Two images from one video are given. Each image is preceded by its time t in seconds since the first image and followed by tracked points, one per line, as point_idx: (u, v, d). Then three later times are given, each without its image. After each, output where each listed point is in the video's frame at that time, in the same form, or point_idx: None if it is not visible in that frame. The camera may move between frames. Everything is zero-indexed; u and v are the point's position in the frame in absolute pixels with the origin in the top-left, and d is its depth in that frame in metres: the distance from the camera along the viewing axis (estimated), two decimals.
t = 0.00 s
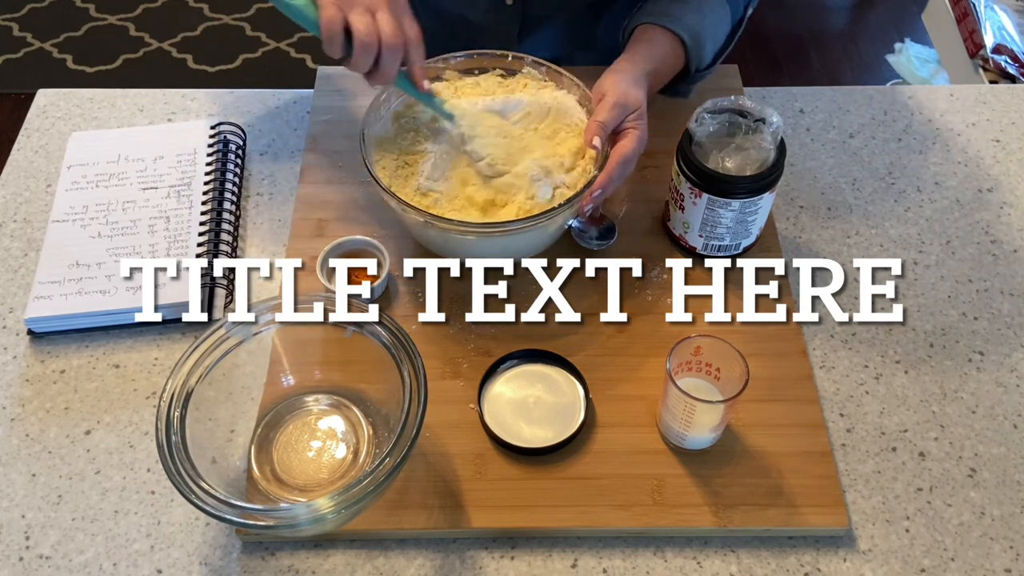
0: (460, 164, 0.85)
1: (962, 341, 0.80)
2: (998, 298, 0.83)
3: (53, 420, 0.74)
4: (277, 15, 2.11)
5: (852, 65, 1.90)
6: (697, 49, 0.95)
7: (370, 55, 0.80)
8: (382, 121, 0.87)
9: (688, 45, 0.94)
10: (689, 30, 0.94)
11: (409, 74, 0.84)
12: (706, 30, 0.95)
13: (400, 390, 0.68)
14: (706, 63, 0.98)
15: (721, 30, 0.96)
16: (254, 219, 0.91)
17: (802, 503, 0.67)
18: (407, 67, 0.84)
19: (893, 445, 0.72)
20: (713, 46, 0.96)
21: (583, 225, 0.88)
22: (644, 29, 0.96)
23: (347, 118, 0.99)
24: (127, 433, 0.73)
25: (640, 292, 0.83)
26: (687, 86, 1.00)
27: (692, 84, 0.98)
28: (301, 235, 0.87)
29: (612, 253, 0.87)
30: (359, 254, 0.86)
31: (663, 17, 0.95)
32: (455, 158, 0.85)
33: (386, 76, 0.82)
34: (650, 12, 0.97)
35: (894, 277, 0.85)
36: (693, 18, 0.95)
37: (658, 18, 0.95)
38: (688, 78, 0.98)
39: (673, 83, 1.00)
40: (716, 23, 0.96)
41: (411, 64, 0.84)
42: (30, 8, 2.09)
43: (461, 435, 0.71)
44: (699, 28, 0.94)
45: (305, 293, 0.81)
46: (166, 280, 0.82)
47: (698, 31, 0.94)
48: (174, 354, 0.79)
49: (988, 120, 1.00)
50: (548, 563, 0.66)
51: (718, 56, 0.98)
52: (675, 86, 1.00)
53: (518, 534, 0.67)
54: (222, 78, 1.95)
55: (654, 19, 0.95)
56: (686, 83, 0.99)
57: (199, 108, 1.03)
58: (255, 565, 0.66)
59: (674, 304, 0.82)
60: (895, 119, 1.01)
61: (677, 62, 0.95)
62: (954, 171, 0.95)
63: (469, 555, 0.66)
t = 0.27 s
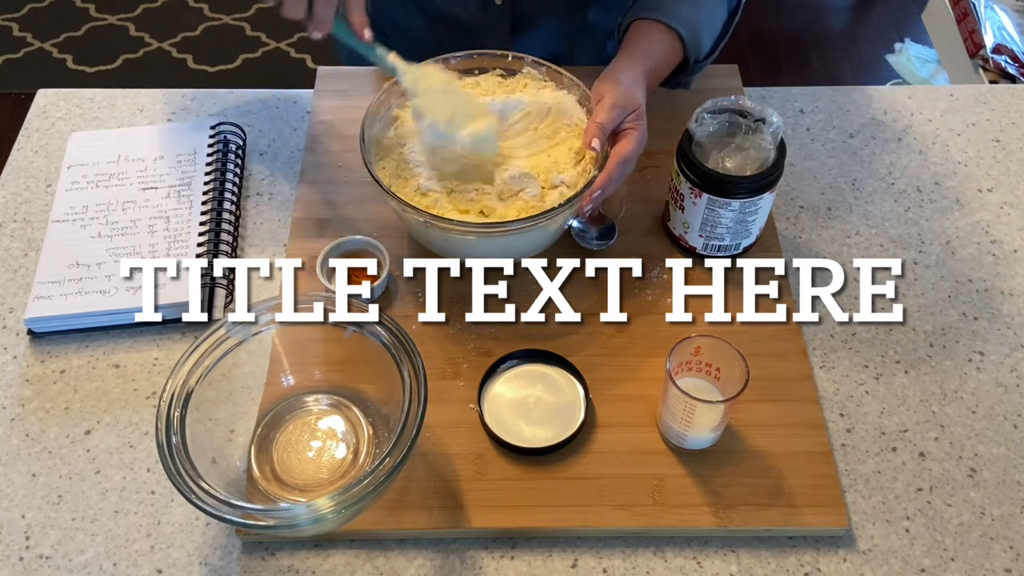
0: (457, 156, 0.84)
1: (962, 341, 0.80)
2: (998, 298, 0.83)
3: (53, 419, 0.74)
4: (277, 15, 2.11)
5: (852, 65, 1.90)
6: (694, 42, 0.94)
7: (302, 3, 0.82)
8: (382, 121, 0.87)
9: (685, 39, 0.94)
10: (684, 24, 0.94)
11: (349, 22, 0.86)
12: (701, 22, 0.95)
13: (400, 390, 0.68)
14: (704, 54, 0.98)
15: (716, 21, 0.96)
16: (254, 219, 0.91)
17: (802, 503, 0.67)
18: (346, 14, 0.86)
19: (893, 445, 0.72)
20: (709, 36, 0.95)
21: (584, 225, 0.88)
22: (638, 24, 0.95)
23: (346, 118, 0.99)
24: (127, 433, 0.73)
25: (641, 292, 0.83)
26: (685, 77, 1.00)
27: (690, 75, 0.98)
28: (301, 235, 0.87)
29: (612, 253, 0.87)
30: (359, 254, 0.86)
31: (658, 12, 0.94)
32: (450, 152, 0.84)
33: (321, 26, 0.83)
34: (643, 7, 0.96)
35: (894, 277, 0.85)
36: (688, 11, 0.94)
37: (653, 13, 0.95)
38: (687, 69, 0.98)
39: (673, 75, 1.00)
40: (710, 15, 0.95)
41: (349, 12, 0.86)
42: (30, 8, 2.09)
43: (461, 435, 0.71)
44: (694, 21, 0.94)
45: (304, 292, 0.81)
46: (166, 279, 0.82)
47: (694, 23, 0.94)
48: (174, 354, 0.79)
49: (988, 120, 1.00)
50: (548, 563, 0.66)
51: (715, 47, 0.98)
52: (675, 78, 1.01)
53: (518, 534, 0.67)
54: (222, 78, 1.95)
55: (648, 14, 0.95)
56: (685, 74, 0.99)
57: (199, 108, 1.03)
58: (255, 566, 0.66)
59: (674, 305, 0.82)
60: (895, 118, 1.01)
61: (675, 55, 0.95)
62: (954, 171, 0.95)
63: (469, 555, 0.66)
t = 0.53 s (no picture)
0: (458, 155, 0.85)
1: (962, 341, 0.80)
2: (998, 298, 0.83)
3: (53, 419, 0.74)
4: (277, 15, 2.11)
5: (852, 65, 1.90)
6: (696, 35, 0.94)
7: (385, 64, 0.76)
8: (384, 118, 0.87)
9: (686, 34, 0.93)
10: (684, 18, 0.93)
11: (421, 73, 0.80)
12: (701, 15, 0.94)
13: (400, 390, 0.68)
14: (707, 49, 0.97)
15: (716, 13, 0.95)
16: (254, 219, 0.91)
17: (802, 503, 0.67)
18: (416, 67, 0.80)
19: (893, 445, 0.72)
20: (710, 29, 0.94)
21: (583, 225, 0.88)
22: (643, 24, 0.94)
23: (346, 118, 0.99)
24: (127, 433, 0.73)
25: (641, 293, 0.83)
26: (688, 74, 0.99)
27: (693, 72, 0.98)
28: (301, 235, 0.87)
29: (612, 253, 0.87)
30: (359, 254, 0.86)
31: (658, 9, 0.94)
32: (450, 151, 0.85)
33: (401, 80, 0.79)
34: (642, 6, 0.95)
35: (894, 277, 0.85)
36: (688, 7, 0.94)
37: (654, 12, 0.94)
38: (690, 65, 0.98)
39: (676, 73, 0.99)
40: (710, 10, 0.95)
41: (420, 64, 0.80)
42: (30, 8, 2.09)
43: (461, 435, 0.71)
44: (693, 15, 0.93)
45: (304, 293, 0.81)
46: (166, 279, 0.82)
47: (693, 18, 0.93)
48: (174, 354, 0.79)
49: (988, 120, 1.00)
50: (548, 563, 0.66)
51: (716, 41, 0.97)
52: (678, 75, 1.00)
53: (518, 534, 0.67)
54: (222, 78, 1.95)
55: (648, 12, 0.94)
56: (688, 71, 0.99)
57: (199, 108, 1.03)
58: (255, 565, 0.66)
59: (674, 305, 0.82)
60: (895, 118, 1.01)
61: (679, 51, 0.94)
62: (954, 171, 0.95)
63: (469, 555, 0.66)
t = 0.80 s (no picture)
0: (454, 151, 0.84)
1: (962, 341, 0.80)
2: (998, 298, 0.83)
3: (53, 419, 0.74)
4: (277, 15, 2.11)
5: (852, 65, 1.90)
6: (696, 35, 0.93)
7: (336, 100, 0.71)
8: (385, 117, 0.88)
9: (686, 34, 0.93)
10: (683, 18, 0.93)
11: (376, 111, 0.75)
12: (700, 14, 0.94)
13: (400, 390, 0.68)
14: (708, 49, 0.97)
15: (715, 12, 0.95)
16: (254, 219, 0.91)
17: (802, 503, 0.67)
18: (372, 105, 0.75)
19: (893, 445, 0.72)
20: (710, 28, 0.94)
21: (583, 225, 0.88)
22: (643, 27, 0.94)
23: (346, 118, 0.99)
24: (127, 432, 0.73)
25: (641, 293, 0.83)
26: (689, 74, 0.99)
27: (694, 72, 0.98)
28: (301, 235, 0.87)
29: (612, 253, 0.87)
30: (359, 254, 0.86)
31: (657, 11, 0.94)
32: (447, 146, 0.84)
33: (354, 119, 0.73)
34: (641, 8, 0.95)
35: (894, 277, 0.85)
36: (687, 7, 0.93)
37: (653, 14, 0.94)
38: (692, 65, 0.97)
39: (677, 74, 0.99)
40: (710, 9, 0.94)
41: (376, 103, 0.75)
42: (30, 8, 2.09)
43: (461, 435, 0.71)
44: (692, 14, 0.93)
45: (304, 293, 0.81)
46: (166, 279, 0.82)
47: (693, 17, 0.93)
48: (174, 354, 0.79)
49: (987, 120, 1.00)
50: (548, 563, 0.66)
51: (716, 40, 0.97)
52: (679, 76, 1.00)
53: (518, 534, 0.67)
54: (222, 78, 1.95)
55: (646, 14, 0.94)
56: (690, 72, 0.98)
57: (199, 108, 1.03)
58: (255, 565, 0.66)
59: (674, 305, 0.82)
60: (895, 119, 1.01)
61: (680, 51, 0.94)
62: (954, 172, 0.95)
63: (469, 555, 0.66)
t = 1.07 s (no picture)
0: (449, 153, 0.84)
1: (962, 341, 0.80)
2: (998, 298, 0.83)
3: (53, 419, 0.74)
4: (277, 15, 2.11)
5: (852, 65, 1.90)
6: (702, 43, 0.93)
7: (316, 31, 0.78)
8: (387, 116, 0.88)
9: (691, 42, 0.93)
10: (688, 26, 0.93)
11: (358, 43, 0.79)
12: (706, 22, 0.94)
13: (400, 390, 0.68)
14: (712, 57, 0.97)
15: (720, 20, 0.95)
16: (254, 220, 0.91)
17: (802, 503, 0.67)
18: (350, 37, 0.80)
19: (893, 445, 0.72)
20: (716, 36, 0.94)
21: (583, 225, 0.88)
22: (648, 35, 0.94)
23: (346, 118, 0.99)
24: (127, 432, 0.73)
25: (641, 293, 0.83)
26: (695, 82, 0.99)
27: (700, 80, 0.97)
28: (301, 235, 0.87)
29: (612, 254, 0.87)
30: (359, 254, 0.86)
31: (661, 18, 0.94)
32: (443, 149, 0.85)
33: (336, 49, 0.80)
34: (647, 16, 0.95)
35: (894, 277, 0.85)
36: (691, 15, 0.93)
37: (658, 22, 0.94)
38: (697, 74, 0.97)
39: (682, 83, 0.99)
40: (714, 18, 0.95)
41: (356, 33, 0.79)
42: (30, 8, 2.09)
43: (461, 435, 0.71)
44: (698, 22, 0.93)
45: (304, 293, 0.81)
46: (166, 279, 0.82)
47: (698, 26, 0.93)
48: (174, 354, 0.79)
49: (988, 120, 1.00)
50: (548, 563, 0.66)
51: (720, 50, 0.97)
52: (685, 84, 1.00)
53: (518, 534, 0.67)
54: (221, 78, 1.95)
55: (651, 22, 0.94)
56: (696, 80, 0.98)
57: (199, 108, 1.03)
58: (255, 565, 0.66)
59: (674, 305, 0.82)
60: (895, 119, 1.01)
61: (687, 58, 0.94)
62: (954, 171, 0.95)
63: (469, 555, 0.66)
